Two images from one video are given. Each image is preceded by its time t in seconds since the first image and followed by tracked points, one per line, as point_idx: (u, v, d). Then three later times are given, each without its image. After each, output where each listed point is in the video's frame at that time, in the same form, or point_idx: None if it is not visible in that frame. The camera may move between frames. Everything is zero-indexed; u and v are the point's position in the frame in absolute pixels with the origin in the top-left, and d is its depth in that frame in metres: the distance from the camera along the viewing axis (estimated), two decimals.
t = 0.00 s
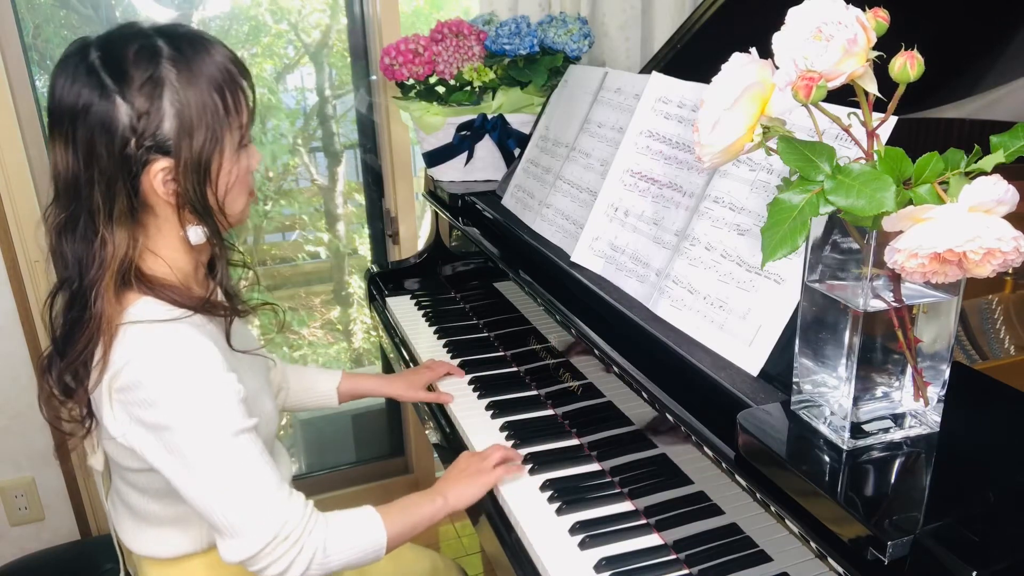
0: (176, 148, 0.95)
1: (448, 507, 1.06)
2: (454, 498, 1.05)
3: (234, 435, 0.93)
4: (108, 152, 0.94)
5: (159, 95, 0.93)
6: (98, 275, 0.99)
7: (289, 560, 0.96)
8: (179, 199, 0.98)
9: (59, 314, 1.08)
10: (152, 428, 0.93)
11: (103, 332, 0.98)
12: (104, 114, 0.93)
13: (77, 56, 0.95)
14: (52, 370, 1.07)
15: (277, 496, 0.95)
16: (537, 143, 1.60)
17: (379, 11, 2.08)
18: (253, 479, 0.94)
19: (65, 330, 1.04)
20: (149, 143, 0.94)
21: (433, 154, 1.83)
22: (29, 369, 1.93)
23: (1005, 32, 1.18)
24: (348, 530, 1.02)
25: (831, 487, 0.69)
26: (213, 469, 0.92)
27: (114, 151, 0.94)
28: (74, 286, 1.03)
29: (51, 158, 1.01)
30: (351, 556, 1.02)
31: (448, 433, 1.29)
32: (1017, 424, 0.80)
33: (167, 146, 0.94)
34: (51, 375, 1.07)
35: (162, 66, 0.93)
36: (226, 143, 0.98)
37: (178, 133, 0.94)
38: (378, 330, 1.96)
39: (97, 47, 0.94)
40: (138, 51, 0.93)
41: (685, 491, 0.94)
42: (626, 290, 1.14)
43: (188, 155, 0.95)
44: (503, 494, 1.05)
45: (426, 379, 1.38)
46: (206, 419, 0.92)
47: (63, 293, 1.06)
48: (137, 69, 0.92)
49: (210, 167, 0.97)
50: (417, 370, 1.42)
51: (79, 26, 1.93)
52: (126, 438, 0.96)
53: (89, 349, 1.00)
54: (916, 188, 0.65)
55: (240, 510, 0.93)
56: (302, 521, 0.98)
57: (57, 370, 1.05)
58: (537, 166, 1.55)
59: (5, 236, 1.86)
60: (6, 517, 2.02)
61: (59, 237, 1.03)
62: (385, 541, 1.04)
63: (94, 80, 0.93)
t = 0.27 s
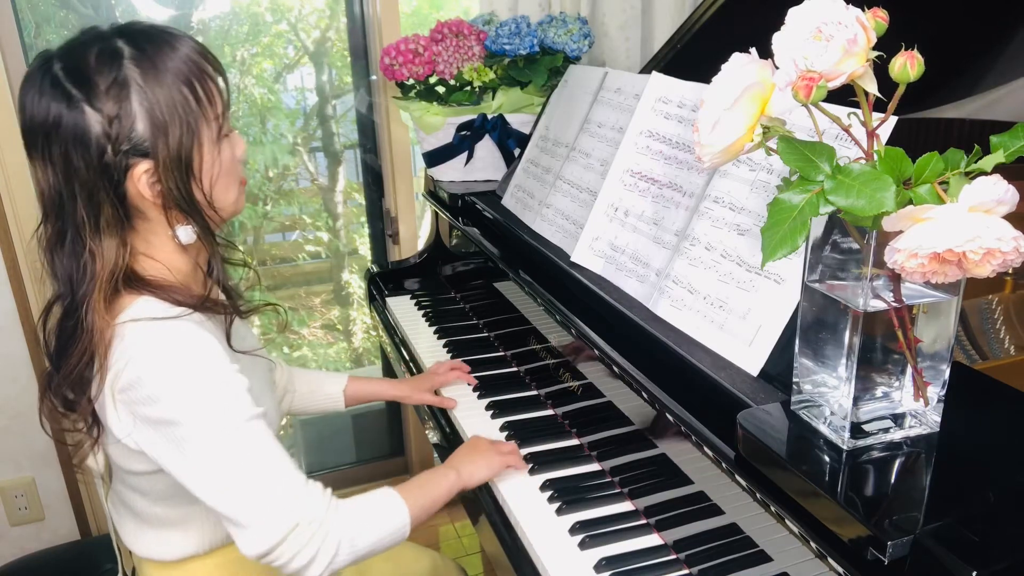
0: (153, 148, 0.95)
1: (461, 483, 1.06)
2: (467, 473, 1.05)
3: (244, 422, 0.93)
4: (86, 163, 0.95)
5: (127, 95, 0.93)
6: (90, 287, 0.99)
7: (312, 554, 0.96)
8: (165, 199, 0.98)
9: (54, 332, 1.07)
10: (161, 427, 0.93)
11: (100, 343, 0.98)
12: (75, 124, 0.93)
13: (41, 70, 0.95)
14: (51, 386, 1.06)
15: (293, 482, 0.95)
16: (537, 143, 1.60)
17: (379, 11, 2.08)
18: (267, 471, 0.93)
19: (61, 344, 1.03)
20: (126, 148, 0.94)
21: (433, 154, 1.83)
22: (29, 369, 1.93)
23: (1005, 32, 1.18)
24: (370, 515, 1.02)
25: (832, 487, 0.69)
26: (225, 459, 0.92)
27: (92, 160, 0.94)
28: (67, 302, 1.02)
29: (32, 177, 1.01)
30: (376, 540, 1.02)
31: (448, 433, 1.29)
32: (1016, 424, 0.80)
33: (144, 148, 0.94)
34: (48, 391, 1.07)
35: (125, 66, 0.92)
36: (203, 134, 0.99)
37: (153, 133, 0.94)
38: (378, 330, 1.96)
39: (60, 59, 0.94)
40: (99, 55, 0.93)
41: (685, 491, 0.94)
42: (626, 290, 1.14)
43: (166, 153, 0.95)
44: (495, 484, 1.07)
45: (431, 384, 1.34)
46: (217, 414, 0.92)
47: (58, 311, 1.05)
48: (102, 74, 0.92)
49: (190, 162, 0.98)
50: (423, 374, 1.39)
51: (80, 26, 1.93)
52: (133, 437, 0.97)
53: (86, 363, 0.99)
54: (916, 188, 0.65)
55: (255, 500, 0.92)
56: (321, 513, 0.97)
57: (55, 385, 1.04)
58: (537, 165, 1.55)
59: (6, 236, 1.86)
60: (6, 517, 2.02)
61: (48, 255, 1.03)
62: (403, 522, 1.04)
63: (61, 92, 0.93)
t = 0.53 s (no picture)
0: (139, 149, 0.95)
1: (471, 452, 1.09)
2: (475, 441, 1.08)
3: (245, 419, 0.94)
4: (73, 168, 0.94)
5: (110, 95, 0.93)
6: (82, 293, 0.99)
7: (331, 533, 0.97)
8: (154, 199, 0.98)
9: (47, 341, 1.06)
10: (160, 429, 0.94)
11: (94, 347, 0.98)
12: (60, 129, 0.93)
13: (24, 77, 0.95)
14: (46, 394, 1.06)
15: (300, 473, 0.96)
16: (537, 143, 1.60)
17: (379, 11, 2.08)
18: (274, 462, 0.94)
19: (53, 352, 1.02)
20: (112, 150, 0.94)
21: (433, 154, 1.83)
22: (29, 369, 1.93)
23: (1005, 32, 1.18)
24: (384, 490, 1.03)
25: (832, 487, 0.69)
26: (227, 456, 0.92)
27: (79, 164, 0.94)
28: (58, 310, 1.02)
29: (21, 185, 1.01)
30: (392, 515, 1.03)
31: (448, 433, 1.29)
32: (1016, 424, 0.80)
33: (131, 149, 0.94)
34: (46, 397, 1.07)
35: (106, 67, 0.92)
36: (189, 132, 0.99)
37: (138, 134, 0.94)
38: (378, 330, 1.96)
39: (42, 64, 0.94)
40: (80, 57, 0.93)
41: (685, 491, 0.94)
42: (626, 290, 1.14)
43: (152, 153, 0.95)
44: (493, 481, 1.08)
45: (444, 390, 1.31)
46: (214, 413, 0.92)
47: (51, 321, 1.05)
48: (84, 77, 0.92)
49: (178, 160, 0.98)
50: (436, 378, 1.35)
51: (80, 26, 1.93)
52: (131, 435, 0.98)
53: (81, 370, 0.99)
54: (916, 188, 0.65)
55: (261, 493, 0.93)
56: (336, 494, 0.98)
57: (50, 394, 1.03)
58: (537, 165, 1.55)
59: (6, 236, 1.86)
60: (6, 517, 2.02)
61: (40, 262, 1.03)
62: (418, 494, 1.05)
63: (43, 97, 0.93)
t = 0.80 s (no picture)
0: (138, 146, 0.95)
1: (461, 443, 1.12)
2: (467, 433, 1.11)
3: (232, 422, 0.95)
4: (71, 160, 0.95)
5: (113, 92, 0.93)
6: (71, 285, 0.99)
7: (321, 522, 1.00)
8: (148, 198, 0.98)
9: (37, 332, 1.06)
10: (149, 430, 0.94)
11: (82, 344, 0.98)
12: (61, 122, 0.94)
13: (31, 68, 0.96)
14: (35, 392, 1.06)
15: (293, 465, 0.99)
16: (537, 143, 1.60)
17: (379, 11, 2.08)
18: (262, 462, 0.96)
19: (43, 344, 1.03)
20: (111, 145, 0.95)
21: (433, 154, 1.83)
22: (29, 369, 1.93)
23: (1004, 32, 1.19)
24: (369, 482, 1.07)
25: (832, 487, 0.69)
26: (216, 457, 0.94)
27: (76, 156, 0.95)
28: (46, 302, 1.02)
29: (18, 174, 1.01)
30: (376, 506, 1.06)
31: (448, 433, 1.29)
32: (1016, 424, 0.80)
33: (130, 146, 0.95)
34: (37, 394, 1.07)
35: (112, 64, 0.93)
36: (190, 133, 0.99)
37: (138, 131, 0.95)
38: (378, 330, 1.96)
39: (50, 57, 0.95)
40: (88, 52, 0.94)
41: (685, 491, 0.95)
42: (626, 290, 1.14)
43: (151, 152, 0.96)
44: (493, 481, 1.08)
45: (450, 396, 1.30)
46: (200, 415, 0.93)
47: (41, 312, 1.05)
48: (89, 72, 0.93)
49: (175, 161, 0.98)
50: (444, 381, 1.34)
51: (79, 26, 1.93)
52: (117, 435, 0.99)
53: (67, 362, 0.99)
54: (916, 188, 0.65)
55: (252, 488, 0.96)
56: (326, 485, 1.02)
57: (40, 388, 1.03)
58: (537, 166, 1.55)
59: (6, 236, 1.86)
60: (6, 517, 2.02)
61: (32, 251, 1.03)
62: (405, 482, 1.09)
63: (47, 89, 0.94)
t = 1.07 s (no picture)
0: (144, 144, 0.96)
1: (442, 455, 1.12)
2: (448, 446, 1.11)
3: (225, 424, 0.96)
4: (76, 152, 0.96)
5: (124, 90, 0.94)
6: (71, 276, 1.00)
7: (299, 524, 1.02)
8: (150, 196, 0.99)
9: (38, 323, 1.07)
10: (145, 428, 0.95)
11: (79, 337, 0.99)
12: (70, 114, 0.94)
13: (45, 59, 0.96)
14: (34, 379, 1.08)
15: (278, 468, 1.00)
16: (537, 144, 1.60)
17: (379, 11, 2.08)
18: (250, 462, 0.97)
19: (43, 334, 1.05)
20: (117, 141, 0.95)
21: (433, 154, 1.83)
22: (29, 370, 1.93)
23: (1004, 32, 1.19)
24: (348, 484, 1.08)
25: (831, 487, 0.69)
26: (208, 457, 0.95)
27: (82, 149, 0.95)
28: (47, 292, 1.03)
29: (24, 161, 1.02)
30: (355, 508, 1.07)
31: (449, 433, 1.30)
32: (1017, 424, 0.79)
33: (136, 143, 0.96)
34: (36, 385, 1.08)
35: (126, 62, 0.94)
36: (196, 135, 1.00)
37: (145, 130, 0.96)
38: (378, 330, 1.96)
39: (65, 50, 0.96)
40: (103, 49, 0.95)
41: (685, 491, 0.95)
42: (626, 290, 1.14)
43: (156, 151, 0.96)
44: (493, 480, 1.08)
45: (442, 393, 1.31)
46: (194, 419, 0.95)
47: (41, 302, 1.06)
48: (102, 68, 0.94)
49: (179, 161, 0.99)
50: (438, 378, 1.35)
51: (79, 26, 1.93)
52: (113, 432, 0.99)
53: (64, 353, 1.01)
54: (916, 188, 0.65)
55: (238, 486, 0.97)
56: (307, 487, 1.03)
57: (39, 378, 1.05)
58: (537, 166, 1.55)
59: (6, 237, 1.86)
60: (6, 517, 2.02)
61: (34, 240, 1.04)
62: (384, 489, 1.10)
63: (60, 81, 0.94)
